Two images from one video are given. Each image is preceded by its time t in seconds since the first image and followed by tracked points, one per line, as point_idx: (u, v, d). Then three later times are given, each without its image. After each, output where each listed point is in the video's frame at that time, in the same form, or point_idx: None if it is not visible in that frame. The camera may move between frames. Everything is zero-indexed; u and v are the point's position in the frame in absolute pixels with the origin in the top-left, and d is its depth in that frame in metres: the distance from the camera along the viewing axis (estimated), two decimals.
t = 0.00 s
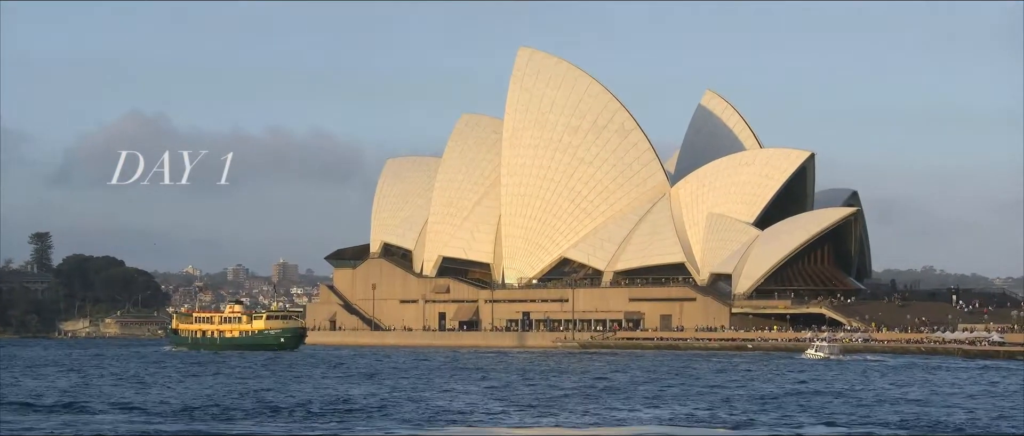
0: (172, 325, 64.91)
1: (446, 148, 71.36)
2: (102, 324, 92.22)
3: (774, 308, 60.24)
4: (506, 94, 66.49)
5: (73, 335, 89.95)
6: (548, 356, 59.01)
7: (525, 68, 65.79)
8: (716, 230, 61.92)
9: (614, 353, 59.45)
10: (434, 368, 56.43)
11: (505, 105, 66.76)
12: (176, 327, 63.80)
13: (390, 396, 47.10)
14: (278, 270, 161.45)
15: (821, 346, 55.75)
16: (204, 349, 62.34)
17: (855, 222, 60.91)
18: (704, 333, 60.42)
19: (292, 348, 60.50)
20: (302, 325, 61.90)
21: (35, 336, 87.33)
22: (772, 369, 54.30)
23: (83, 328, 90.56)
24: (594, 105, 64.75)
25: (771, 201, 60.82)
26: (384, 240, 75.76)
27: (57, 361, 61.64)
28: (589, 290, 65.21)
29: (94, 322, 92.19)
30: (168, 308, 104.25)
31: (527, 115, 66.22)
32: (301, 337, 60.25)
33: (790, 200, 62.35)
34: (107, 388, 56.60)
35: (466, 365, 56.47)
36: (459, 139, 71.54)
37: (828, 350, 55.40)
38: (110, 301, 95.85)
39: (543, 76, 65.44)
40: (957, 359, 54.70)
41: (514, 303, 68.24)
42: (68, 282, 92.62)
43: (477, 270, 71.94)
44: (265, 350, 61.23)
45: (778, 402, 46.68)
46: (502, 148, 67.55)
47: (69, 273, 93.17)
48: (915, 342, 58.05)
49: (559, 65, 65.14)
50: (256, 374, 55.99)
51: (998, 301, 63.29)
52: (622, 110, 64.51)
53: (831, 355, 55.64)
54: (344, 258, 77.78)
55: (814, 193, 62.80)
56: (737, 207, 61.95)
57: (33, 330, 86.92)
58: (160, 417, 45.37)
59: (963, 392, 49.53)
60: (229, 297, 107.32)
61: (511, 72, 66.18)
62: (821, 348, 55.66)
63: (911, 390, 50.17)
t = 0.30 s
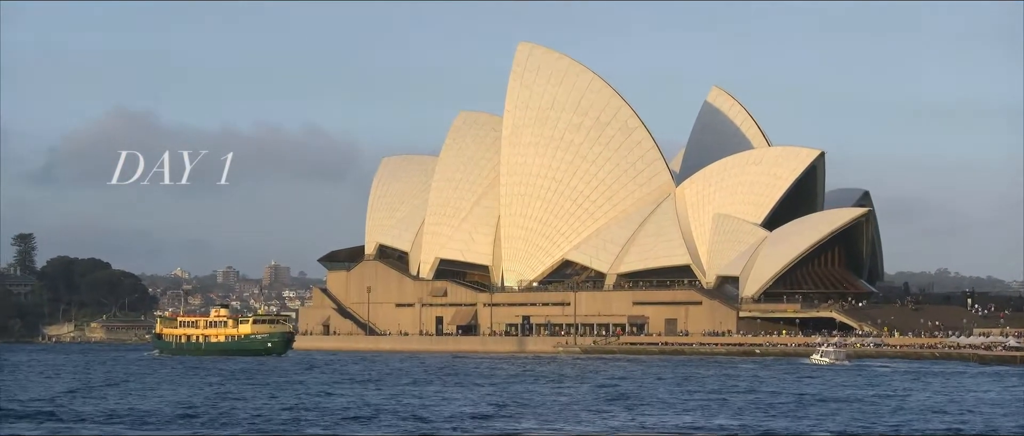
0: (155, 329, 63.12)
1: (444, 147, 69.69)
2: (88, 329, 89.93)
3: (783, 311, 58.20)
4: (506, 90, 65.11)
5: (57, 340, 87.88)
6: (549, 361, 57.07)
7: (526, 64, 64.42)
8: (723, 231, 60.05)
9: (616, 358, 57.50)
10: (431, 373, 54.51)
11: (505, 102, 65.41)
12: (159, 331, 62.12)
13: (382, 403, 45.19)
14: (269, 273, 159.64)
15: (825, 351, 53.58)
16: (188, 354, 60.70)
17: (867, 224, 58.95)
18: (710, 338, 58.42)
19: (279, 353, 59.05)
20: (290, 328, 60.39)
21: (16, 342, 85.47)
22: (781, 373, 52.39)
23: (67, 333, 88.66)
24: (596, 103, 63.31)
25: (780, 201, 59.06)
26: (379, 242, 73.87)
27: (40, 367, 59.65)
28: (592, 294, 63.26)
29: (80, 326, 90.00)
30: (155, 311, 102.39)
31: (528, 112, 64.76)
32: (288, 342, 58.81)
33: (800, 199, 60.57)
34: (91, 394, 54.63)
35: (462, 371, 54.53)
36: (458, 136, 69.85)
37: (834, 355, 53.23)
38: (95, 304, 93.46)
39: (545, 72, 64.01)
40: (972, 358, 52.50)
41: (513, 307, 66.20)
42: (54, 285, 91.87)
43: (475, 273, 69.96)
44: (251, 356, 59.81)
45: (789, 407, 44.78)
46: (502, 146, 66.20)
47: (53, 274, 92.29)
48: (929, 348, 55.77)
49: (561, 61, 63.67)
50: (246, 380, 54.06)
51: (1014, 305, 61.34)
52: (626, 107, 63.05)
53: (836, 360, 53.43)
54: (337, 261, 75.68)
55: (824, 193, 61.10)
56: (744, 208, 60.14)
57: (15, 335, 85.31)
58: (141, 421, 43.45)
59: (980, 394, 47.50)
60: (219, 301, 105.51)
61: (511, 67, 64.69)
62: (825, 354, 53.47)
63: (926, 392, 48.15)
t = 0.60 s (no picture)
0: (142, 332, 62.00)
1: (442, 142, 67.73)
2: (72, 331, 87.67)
3: (792, 314, 56.21)
4: (507, 84, 63.43)
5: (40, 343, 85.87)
6: (550, 365, 55.06)
7: (527, 56, 62.80)
8: (731, 230, 58.13)
9: (621, 362, 55.48)
10: (428, 377, 52.49)
11: (506, 96, 63.79)
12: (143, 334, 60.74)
13: (373, 408, 43.21)
14: (260, 272, 157.56)
15: (832, 354, 51.28)
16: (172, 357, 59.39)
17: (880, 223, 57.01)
18: (718, 340, 56.37)
19: (266, 356, 57.86)
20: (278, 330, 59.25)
21: None
22: (792, 375, 50.38)
23: (52, 336, 86.60)
24: (600, 97, 61.65)
25: (791, 198, 57.27)
26: (375, 241, 71.86)
27: (23, 371, 57.60)
28: (595, 295, 61.27)
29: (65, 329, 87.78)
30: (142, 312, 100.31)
31: (529, 106, 63.11)
32: (275, 344, 57.65)
33: (811, 197, 58.82)
34: (74, 399, 52.60)
35: (458, 375, 52.57)
36: (457, 130, 67.93)
37: (838, 357, 50.92)
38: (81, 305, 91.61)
39: (546, 65, 62.36)
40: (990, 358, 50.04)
41: (514, 308, 64.17)
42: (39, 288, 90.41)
43: (475, 274, 68.03)
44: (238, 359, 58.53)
45: (802, 409, 42.77)
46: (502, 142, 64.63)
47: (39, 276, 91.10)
48: (944, 351, 53.19)
49: (563, 54, 62.06)
50: (236, 383, 52.05)
51: None
52: (630, 102, 61.39)
53: (843, 364, 51.11)
54: (331, 260, 73.73)
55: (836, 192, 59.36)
56: (753, 206, 58.35)
57: None
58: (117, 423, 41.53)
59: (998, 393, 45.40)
60: (212, 303, 103.62)
61: (512, 61, 63.06)
62: (831, 357, 51.17)
63: (943, 391, 46.05)
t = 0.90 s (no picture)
0: (122, 336, 60.76)
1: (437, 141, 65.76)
2: (55, 339, 85.88)
3: (801, 320, 54.17)
4: (506, 82, 61.59)
5: (23, 350, 83.97)
6: (550, 373, 53.12)
7: (526, 53, 61.00)
8: (738, 234, 56.27)
9: (623, 370, 53.52)
10: (423, 385, 50.52)
11: (504, 95, 61.96)
12: (123, 342, 59.83)
13: (364, 413, 41.27)
14: (252, 279, 155.54)
15: (835, 362, 49.00)
16: (154, 365, 58.61)
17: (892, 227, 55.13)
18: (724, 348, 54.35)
19: (249, 364, 57.46)
20: (262, 336, 58.37)
21: None
22: (802, 380, 48.41)
23: (34, 343, 84.70)
24: (602, 97, 60.16)
25: (800, 201, 55.36)
26: (369, 245, 70.01)
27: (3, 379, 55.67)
28: (596, 301, 59.33)
29: (47, 335, 85.96)
30: (129, 319, 98.29)
31: (528, 106, 61.39)
32: (260, 352, 57.31)
33: (821, 200, 56.97)
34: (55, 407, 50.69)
35: (452, 382, 50.62)
36: (453, 131, 66.04)
37: (843, 365, 48.60)
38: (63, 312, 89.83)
39: (546, 63, 60.69)
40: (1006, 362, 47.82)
41: (513, 314, 62.16)
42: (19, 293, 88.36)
43: (473, 279, 66.15)
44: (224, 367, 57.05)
45: (814, 403, 40.76)
46: (501, 143, 62.66)
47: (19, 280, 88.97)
48: (960, 358, 49.91)
49: (564, 51, 60.41)
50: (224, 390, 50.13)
51: None
52: (634, 101, 59.99)
53: (848, 372, 48.81)
54: (323, 266, 71.80)
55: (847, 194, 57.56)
56: (760, 209, 56.44)
57: None
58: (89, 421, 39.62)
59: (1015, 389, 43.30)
60: (203, 312, 101.83)
61: (511, 59, 61.34)
62: (835, 365, 48.88)
63: (958, 391, 44.01)
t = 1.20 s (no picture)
0: (116, 336, 60.50)
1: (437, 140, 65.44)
2: (52, 339, 85.74)
3: (803, 320, 53.84)
4: (506, 81, 61.26)
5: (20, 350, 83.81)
6: (550, 373, 52.83)
7: (526, 52, 60.67)
8: (739, 233, 55.98)
9: (623, 370, 53.23)
10: (422, 385, 50.22)
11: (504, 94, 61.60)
12: (116, 342, 59.67)
13: (362, 413, 40.97)
14: (250, 279, 155.18)
15: (832, 362, 48.57)
16: (148, 365, 58.53)
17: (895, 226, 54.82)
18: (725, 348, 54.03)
19: (242, 365, 57.48)
20: (256, 335, 58.17)
21: None
22: (803, 379, 48.09)
23: (31, 343, 84.54)
24: (603, 95, 59.84)
25: (801, 200, 55.06)
26: (369, 245, 69.72)
27: None
28: (597, 301, 59.01)
29: (44, 335, 85.80)
30: (126, 319, 97.99)
31: (529, 104, 61.06)
32: (253, 352, 57.34)
33: (823, 199, 56.68)
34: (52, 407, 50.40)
35: (450, 383, 50.30)
36: (453, 129, 65.67)
37: (839, 365, 48.14)
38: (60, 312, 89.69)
39: (547, 61, 60.33)
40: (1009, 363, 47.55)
41: (513, 314, 61.84)
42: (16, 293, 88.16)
43: (473, 279, 65.84)
44: (218, 367, 56.88)
45: (816, 404, 40.43)
46: (501, 142, 62.27)
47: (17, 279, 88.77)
48: (962, 358, 49.55)
49: (564, 49, 60.07)
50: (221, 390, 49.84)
51: None
52: (635, 100, 59.69)
53: (844, 372, 48.35)
54: (322, 265, 71.45)
55: (850, 193, 57.31)
56: (762, 208, 56.12)
57: None
58: (85, 420, 39.33)
59: (1017, 390, 43.00)
60: (199, 311, 101.37)
61: (511, 57, 61.01)
62: (832, 365, 48.41)
63: (962, 390, 43.66)
